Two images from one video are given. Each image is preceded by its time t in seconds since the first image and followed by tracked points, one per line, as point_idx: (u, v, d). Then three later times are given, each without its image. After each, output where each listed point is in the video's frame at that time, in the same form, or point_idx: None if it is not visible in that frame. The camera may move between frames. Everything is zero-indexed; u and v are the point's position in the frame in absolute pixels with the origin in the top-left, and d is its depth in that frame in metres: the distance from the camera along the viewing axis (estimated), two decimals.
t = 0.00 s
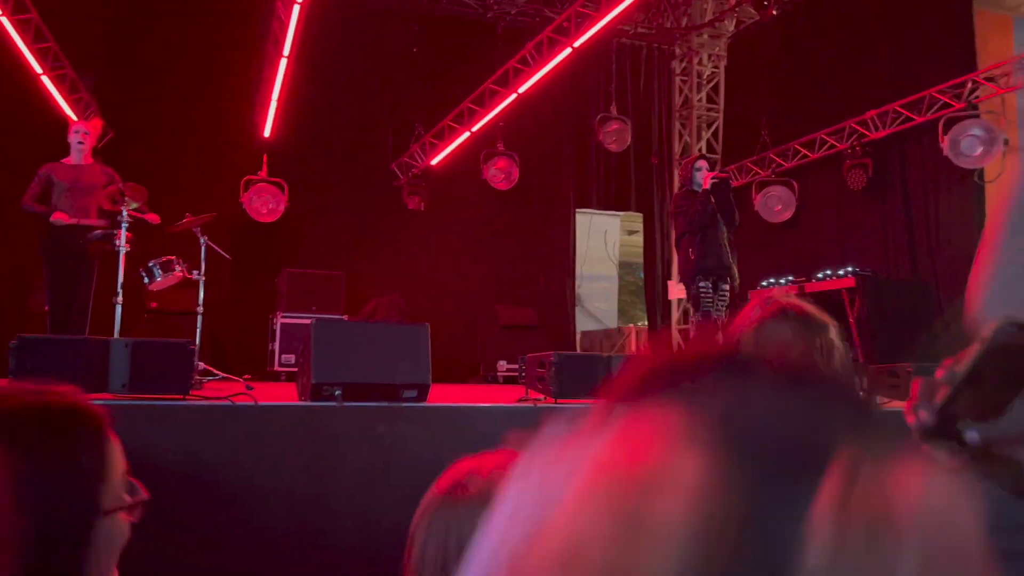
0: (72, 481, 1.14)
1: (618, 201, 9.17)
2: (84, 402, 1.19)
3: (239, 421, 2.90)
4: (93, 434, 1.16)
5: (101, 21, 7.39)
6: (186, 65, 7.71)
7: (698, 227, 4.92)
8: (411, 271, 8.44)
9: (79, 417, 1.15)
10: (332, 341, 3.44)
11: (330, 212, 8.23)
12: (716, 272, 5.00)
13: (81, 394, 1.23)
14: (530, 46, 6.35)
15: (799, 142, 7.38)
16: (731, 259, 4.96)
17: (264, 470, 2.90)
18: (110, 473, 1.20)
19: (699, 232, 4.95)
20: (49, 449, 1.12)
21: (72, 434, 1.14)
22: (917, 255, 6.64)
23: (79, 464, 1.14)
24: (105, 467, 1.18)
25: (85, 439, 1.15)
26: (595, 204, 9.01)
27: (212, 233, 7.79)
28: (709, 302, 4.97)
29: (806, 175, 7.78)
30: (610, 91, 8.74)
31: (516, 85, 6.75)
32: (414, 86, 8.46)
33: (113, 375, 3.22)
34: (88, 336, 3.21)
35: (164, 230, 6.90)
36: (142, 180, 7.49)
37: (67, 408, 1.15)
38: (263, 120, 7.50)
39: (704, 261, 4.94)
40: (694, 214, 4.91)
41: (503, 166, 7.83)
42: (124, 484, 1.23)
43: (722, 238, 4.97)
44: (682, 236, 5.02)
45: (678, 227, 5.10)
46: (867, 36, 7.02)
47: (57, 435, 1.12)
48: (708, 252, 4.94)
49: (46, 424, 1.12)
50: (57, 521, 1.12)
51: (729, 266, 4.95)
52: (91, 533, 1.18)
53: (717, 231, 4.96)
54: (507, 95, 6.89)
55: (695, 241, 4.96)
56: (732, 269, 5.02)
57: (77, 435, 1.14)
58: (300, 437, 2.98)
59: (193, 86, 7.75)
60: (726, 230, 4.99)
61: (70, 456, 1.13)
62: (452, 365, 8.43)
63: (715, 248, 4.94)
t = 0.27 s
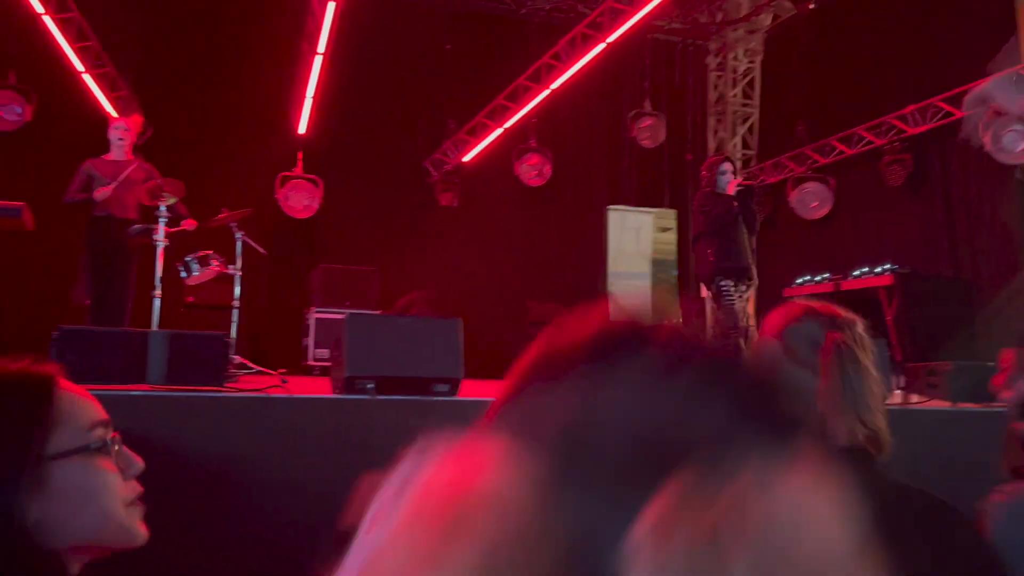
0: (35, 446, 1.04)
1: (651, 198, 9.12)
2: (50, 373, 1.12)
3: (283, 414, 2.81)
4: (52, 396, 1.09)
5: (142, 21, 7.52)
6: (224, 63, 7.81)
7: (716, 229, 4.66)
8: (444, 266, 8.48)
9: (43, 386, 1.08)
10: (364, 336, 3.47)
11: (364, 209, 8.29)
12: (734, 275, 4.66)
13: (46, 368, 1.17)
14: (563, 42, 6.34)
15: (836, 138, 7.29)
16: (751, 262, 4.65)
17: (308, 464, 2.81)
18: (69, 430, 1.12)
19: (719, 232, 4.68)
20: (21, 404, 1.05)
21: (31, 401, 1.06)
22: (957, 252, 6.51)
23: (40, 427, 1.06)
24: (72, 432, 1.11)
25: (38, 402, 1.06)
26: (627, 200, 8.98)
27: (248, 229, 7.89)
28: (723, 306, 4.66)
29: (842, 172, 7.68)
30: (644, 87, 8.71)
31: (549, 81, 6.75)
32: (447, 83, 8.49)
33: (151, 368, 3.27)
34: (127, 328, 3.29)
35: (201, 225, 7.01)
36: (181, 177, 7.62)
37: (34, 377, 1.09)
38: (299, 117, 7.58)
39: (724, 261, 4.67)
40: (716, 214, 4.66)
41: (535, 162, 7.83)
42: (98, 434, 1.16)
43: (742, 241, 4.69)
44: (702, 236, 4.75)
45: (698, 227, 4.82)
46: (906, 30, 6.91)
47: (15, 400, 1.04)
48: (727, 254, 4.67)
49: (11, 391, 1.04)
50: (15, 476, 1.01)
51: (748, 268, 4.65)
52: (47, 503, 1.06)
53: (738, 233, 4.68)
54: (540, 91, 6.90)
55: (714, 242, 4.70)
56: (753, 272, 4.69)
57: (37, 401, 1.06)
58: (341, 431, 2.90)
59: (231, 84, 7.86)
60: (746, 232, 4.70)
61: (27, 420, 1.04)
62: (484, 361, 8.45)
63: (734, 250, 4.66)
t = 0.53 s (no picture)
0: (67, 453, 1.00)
1: (681, 202, 9.06)
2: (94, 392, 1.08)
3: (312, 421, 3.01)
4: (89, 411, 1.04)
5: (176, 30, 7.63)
6: (256, 71, 7.91)
7: (732, 236, 4.62)
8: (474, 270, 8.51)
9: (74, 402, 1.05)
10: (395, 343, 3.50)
11: (394, 214, 8.34)
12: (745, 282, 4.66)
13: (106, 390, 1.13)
14: (593, 46, 6.31)
15: (870, 141, 7.19)
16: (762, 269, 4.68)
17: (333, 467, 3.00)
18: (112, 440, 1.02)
19: (735, 241, 4.62)
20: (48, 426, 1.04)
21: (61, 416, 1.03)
22: (995, 256, 6.38)
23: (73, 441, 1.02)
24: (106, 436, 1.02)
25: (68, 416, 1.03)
26: (657, 205, 8.94)
27: (280, 235, 7.98)
28: (730, 307, 4.71)
29: (876, 174, 7.58)
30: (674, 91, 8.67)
31: (578, 85, 6.74)
32: (476, 88, 8.52)
33: (184, 373, 3.31)
34: (164, 336, 3.35)
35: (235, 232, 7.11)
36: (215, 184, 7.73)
37: (64, 396, 1.07)
38: (330, 124, 7.65)
39: (738, 267, 4.65)
40: (729, 224, 4.60)
41: (565, 167, 7.82)
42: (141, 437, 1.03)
43: (756, 249, 4.67)
44: (715, 242, 4.70)
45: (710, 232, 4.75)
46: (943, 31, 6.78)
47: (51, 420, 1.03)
48: (739, 262, 4.64)
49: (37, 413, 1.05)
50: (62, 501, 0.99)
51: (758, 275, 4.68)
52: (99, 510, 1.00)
53: (752, 242, 4.66)
54: (569, 96, 6.89)
55: (728, 250, 4.67)
56: (762, 277, 4.73)
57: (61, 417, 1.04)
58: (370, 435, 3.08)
59: (264, 92, 7.95)
60: (759, 240, 4.68)
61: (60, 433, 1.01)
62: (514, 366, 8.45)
63: (746, 258, 4.65)
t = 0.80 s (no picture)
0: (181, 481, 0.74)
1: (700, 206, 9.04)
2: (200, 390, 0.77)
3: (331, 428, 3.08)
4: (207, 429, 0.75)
5: (197, 42, 7.72)
6: (276, 82, 7.98)
7: (741, 236, 5.23)
8: (493, 277, 8.53)
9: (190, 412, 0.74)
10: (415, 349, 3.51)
11: (413, 222, 8.37)
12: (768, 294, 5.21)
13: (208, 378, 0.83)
14: (610, 52, 6.32)
15: (890, 143, 7.14)
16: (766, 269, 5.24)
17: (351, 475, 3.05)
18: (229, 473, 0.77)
19: (740, 243, 5.26)
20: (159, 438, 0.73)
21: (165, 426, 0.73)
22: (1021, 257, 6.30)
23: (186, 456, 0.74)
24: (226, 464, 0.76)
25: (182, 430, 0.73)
26: (676, 210, 8.92)
27: (301, 244, 8.04)
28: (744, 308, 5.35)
29: (897, 177, 7.51)
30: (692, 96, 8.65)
31: (595, 91, 6.75)
32: (494, 96, 8.54)
33: (209, 381, 3.35)
34: (187, 343, 3.37)
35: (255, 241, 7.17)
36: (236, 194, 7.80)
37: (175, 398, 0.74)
38: (349, 133, 7.70)
39: (742, 270, 5.25)
40: (735, 225, 5.26)
41: (582, 173, 7.83)
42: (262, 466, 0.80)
43: (761, 250, 5.24)
44: (725, 246, 5.36)
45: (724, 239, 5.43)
46: (961, 31, 6.73)
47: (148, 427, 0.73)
48: (744, 263, 5.26)
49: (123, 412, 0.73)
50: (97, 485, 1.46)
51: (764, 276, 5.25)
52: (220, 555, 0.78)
53: (758, 243, 5.24)
54: (587, 102, 6.90)
55: (740, 249, 5.30)
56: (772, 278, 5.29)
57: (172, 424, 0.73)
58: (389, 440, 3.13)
59: (283, 102, 8.01)
60: (766, 241, 5.24)
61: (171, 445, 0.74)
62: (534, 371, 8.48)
63: (750, 259, 5.24)
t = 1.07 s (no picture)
0: (259, 483, 0.97)
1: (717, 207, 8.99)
2: (275, 417, 1.02)
3: (351, 438, 3.10)
4: (284, 446, 0.99)
5: (213, 55, 7.79)
6: (292, 92, 8.04)
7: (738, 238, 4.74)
8: (510, 282, 8.53)
9: (267, 433, 0.99)
10: (434, 356, 3.52)
11: (430, 228, 8.38)
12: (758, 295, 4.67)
13: (281, 410, 1.08)
14: (624, 54, 6.31)
15: (908, 140, 7.08)
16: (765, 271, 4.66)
17: (373, 485, 3.07)
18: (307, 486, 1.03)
19: (737, 244, 4.76)
20: (234, 451, 0.97)
21: (245, 444, 0.98)
22: None
23: (261, 467, 0.98)
24: (295, 472, 0.99)
25: (259, 447, 0.98)
26: (693, 212, 8.88)
27: (319, 253, 8.08)
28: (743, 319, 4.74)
29: (916, 174, 7.45)
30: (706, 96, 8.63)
31: (610, 95, 6.74)
32: (508, 101, 8.56)
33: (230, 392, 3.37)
34: (208, 354, 3.39)
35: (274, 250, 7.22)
36: (254, 205, 7.85)
37: (255, 422, 0.99)
38: (365, 141, 7.74)
39: (737, 273, 4.71)
40: (731, 226, 4.79)
41: (598, 176, 7.81)
42: (330, 482, 1.07)
43: (760, 251, 4.70)
44: (723, 250, 4.87)
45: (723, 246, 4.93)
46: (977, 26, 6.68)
47: (232, 444, 0.97)
48: (740, 265, 4.72)
49: (208, 435, 0.98)
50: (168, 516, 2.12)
51: (764, 278, 4.65)
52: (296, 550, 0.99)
53: (756, 244, 4.72)
54: (601, 105, 6.89)
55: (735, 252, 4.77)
56: (773, 282, 4.67)
57: (252, 443, 0.98)
58: (410, 449, 3.14)
59: (299, 112, 8.06)
60: (764, 242, 4.74)
61: (249, 458, 0.97)
62: (553, 376, 8.46)
63: (748, 260, 4.70)
